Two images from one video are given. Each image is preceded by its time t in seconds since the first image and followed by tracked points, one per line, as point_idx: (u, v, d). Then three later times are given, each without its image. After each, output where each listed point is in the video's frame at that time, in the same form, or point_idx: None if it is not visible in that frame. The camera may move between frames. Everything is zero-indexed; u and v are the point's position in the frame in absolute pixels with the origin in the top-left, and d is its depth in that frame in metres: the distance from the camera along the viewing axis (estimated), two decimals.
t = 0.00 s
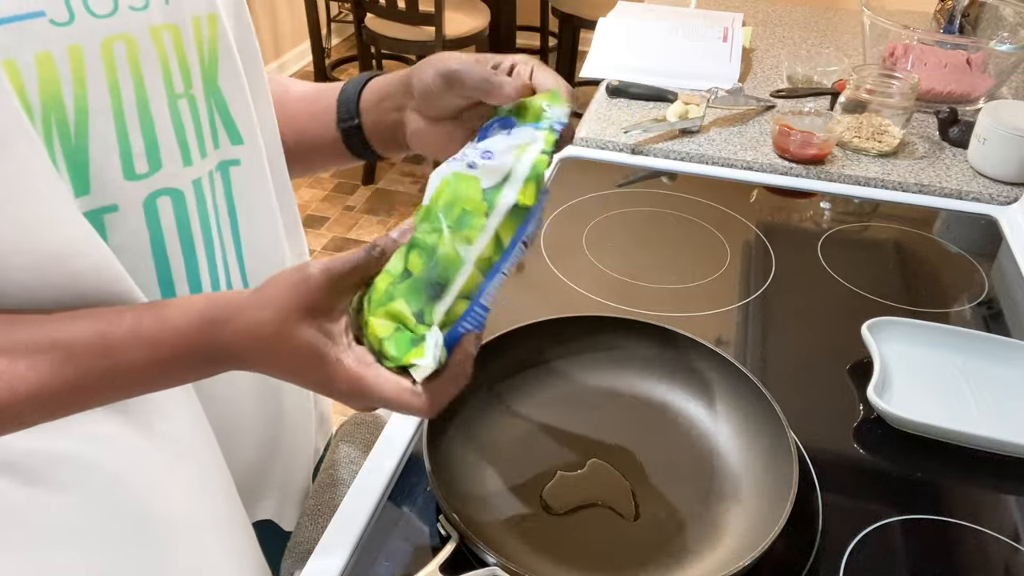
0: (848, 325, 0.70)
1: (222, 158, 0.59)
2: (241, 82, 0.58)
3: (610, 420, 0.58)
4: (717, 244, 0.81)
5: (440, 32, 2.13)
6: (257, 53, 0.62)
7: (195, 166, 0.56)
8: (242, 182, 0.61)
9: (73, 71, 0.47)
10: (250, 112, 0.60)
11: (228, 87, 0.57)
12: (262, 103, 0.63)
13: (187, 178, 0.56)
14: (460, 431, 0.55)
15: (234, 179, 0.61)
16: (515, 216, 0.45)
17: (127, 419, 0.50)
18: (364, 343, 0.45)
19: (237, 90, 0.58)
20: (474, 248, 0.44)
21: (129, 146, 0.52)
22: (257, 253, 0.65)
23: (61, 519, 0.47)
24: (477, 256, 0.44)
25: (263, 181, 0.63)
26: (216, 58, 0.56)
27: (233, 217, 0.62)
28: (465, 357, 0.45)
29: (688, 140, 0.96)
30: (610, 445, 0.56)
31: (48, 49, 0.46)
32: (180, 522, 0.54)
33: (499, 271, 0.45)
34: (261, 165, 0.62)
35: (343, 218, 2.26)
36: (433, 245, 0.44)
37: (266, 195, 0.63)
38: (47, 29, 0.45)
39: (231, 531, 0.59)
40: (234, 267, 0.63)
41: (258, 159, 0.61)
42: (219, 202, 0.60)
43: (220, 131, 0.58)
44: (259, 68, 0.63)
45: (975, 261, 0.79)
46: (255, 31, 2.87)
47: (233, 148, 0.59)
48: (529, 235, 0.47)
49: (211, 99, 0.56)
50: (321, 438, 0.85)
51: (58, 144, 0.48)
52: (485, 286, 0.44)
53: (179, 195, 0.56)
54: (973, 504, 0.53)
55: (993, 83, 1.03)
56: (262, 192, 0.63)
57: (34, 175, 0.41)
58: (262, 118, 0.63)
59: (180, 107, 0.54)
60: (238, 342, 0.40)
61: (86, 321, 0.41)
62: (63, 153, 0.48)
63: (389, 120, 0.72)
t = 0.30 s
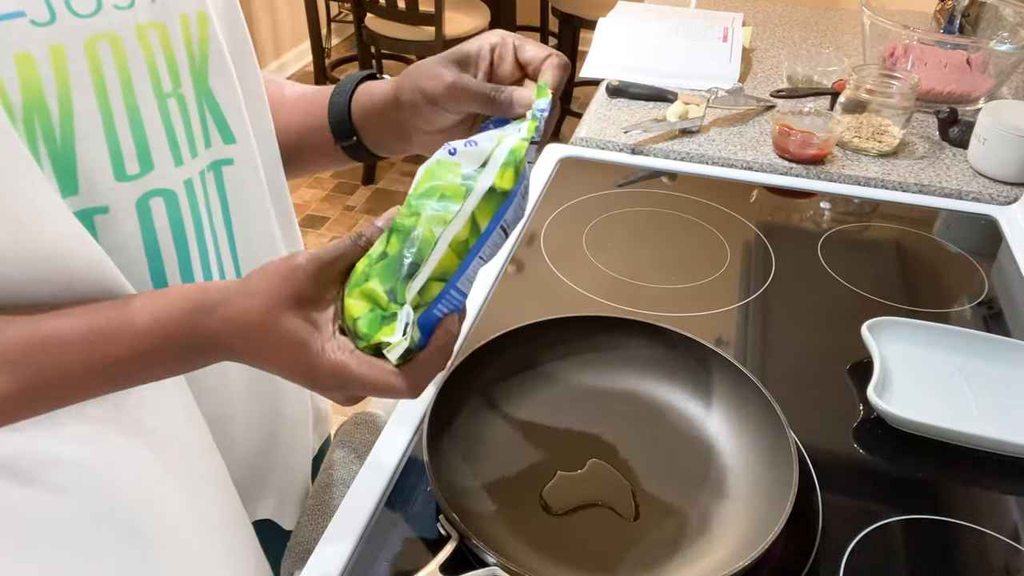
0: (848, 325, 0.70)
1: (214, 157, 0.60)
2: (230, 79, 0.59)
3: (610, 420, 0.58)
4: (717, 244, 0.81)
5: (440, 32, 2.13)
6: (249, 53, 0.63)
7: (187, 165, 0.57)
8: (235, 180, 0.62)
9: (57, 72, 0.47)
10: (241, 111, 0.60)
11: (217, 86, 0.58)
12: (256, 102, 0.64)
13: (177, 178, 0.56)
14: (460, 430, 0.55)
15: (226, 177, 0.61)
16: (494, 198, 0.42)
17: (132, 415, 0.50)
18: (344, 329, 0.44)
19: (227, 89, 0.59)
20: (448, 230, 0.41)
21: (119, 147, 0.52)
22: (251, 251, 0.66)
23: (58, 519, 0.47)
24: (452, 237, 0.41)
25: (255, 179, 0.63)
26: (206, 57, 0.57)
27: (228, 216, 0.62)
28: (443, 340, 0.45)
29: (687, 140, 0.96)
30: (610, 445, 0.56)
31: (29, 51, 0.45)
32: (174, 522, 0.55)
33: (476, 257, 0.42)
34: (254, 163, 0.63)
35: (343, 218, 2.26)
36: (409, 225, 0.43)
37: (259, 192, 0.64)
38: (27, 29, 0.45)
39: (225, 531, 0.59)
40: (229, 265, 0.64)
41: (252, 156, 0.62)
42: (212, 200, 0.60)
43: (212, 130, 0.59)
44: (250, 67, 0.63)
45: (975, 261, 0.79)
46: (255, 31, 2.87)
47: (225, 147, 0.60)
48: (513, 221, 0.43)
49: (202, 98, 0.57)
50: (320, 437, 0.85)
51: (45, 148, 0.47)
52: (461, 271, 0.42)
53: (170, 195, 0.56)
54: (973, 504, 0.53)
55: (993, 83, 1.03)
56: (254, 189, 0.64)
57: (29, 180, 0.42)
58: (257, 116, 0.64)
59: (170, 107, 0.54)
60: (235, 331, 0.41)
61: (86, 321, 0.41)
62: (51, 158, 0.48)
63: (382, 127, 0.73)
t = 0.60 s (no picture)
0: (848, 325, 0.70)
1: (211, 151, 0.60)
2: (225, 74, 0.59)
3: (611, 421, 0.58)
4: (716, 244, 0.81)
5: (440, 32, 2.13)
6: (247, 47, 0.63)
7: (181, 160, 0.57)
8: (231, 175, 0.62)
9: (50, 64, 0.47)
10: (235, 104, 0.60)
11: (213, 80, 0.58)
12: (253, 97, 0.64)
13: (172, 172, 0.56)
14: (460, 430, 0.55)
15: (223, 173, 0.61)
16: (457, 201, 0.40)
17: (125, 415, 0.51)
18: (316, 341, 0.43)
19: (223, 84, 0.59)
20: (410, 234, 0.39)
21: (112, 140, 0.52)
22: (248, 245, 0.66)
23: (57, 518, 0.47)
24: (413, 241, 0.39)
25: (252, 174, 0.63)
26: (201, 51, 0.57)
27: (225, 211, 0.63)
28: (411, 343, 0.41)
29: (687, 140, 0.96)
30: (610, 445, 0.56)
31: (21, 44, 0.45)
32: (168, 520, 0.55)
33: (440, 262, 0.40)
34: (250, 158, 0.63)
35: (343, 218, 2.26)
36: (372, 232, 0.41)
37: (254, 186, 0.64)
38: (17, 23, 0.45)
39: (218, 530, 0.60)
40: (227, 259, 0.64)
41: (247, 150, 0.62)
42: (209, 195, 0.61)
43: (208, 125, 0.59)
44: (249, 63, 0.64)
45: (975, 261, 0.79)
46: (255, 32, 2.86)
47: (222, 142, 0.60)
48: (479, 227, 0.42)
49: (198, 92, 0.57)
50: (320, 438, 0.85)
51: (37, 141, 0.48)
52: (424, 276, 0.40)
53: (164, 190, 0.56)
54: (972, 504, 0.53)
55: (993, 83, 1.03)
56: (251, 184, 0.64)
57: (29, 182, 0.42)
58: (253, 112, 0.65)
59: (164, 101, 0.55)
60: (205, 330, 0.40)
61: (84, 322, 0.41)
62: (44, 150, 0.48)
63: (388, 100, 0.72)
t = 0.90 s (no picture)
0: (848, 325, 0.70)
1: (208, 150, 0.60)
2: (225, 73, 0.59)
3: (611, 422, 0.58)
4: (716, 244, 0.81)
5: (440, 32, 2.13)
6: (248, 45, 0.63)
7: (174, 158, 0.57)
8: (229, 174, 0.62)
9: (46, 64, 0.47)
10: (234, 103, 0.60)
11: (212, 79, 0.58)
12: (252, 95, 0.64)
13: (167, 171, 0.57)
14: (460, 430, 0.55)
15: (221, 172, 0.61)
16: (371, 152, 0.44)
17: (125, 417, 0.51)
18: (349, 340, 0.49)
19: (222, 83, 0.59)
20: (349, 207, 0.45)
21: (109, 139, 0.52)
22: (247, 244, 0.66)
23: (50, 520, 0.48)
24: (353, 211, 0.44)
25: (250, 174, 0.63)
26: (201, 50, 0.56)
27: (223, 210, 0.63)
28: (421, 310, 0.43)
29: (687, 140, 0.96)
30: (610, 445, 0.56)
31: (18, 43, 0.45)
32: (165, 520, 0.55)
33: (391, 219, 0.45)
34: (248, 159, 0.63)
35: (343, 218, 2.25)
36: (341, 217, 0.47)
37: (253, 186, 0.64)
38: (14, 22, 0.45)
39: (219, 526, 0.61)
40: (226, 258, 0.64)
41: (247, 150, 0.62)
42: (206, 194, 0.61)
43: (206, 124, 0.59)
44: (249, 62, 0.63)
45: (975, 261, 0.79)
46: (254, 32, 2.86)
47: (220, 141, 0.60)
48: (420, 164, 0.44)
49: (196, 92, 0.57)
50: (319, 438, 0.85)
51: (36, 139, 0.48)
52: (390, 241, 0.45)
53: (159, 188, 0.56)
54: (973, 504, 0.53)
55: (993, 83, 1.03)
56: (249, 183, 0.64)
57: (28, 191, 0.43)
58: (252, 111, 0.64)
59: (160, 99, 0.55)
60: (178, 313, 0.33)
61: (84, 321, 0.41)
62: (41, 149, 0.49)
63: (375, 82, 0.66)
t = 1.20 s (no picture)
0: (848, 325, 0.70)
1: (209, 151, 0.60)
2: (224, 73, 0.58)
3: (612, 422, 0.58)
4: (717, 244, 0.81)
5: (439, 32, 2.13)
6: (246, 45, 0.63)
7: (178, 160, 0.57)
8: (230, 175, 0.62)
9: (42, 64, 0.47)
10: (233, 104, 0.60)
11: (211, 80, 0.58)
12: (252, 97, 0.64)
13: (168, 172, 0.56)
14: (461, 431, 0.55)
15: (222, 173, 0.61)
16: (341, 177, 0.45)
17: (121, 419, 0.51)
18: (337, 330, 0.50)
19: (220, 83, 0.59)
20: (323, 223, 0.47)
21: (107, 139, 0.52)
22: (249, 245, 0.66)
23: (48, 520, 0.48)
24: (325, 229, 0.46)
25: (251, 175, 0.63)
26: (199, 50, 0.56)
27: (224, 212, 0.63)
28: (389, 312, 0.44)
29: (687, 140, 0.97)
30: (610, 445, 0.56)
31: (13, 44, 0.46)
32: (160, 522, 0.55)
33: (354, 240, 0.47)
34: (247, 159, 0.63)
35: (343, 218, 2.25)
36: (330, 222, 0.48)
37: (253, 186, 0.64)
38: (10, 23, 0.45)
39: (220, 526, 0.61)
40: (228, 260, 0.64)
41: (247, 151, 0.62)
42: (207, 196, 0.61)
43: (206, 124, 0.59)
44: (247, 63, 0.63)
45: (975, 261, 0.79)
46: (254, 32, 2.86)
47: (220, 142, 0.60)
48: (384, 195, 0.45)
49: (196, 92, 0.57)
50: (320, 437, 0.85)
51: (32, 140, 0.48)
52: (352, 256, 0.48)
53: (160, 190, 0.56)
54: (973, 503, 0.53)
55: (993, 83, 1.03)
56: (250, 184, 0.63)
57: (30, 196, 0.43)
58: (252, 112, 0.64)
59: (160, 100, 0.55)
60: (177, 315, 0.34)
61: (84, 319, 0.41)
62: (38, 150, 0.49)
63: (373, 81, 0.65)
